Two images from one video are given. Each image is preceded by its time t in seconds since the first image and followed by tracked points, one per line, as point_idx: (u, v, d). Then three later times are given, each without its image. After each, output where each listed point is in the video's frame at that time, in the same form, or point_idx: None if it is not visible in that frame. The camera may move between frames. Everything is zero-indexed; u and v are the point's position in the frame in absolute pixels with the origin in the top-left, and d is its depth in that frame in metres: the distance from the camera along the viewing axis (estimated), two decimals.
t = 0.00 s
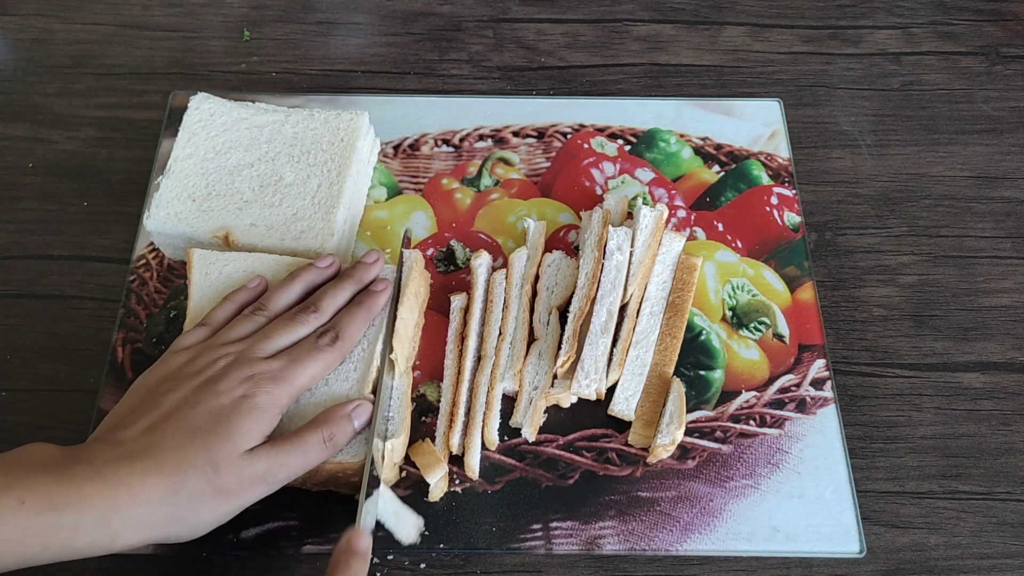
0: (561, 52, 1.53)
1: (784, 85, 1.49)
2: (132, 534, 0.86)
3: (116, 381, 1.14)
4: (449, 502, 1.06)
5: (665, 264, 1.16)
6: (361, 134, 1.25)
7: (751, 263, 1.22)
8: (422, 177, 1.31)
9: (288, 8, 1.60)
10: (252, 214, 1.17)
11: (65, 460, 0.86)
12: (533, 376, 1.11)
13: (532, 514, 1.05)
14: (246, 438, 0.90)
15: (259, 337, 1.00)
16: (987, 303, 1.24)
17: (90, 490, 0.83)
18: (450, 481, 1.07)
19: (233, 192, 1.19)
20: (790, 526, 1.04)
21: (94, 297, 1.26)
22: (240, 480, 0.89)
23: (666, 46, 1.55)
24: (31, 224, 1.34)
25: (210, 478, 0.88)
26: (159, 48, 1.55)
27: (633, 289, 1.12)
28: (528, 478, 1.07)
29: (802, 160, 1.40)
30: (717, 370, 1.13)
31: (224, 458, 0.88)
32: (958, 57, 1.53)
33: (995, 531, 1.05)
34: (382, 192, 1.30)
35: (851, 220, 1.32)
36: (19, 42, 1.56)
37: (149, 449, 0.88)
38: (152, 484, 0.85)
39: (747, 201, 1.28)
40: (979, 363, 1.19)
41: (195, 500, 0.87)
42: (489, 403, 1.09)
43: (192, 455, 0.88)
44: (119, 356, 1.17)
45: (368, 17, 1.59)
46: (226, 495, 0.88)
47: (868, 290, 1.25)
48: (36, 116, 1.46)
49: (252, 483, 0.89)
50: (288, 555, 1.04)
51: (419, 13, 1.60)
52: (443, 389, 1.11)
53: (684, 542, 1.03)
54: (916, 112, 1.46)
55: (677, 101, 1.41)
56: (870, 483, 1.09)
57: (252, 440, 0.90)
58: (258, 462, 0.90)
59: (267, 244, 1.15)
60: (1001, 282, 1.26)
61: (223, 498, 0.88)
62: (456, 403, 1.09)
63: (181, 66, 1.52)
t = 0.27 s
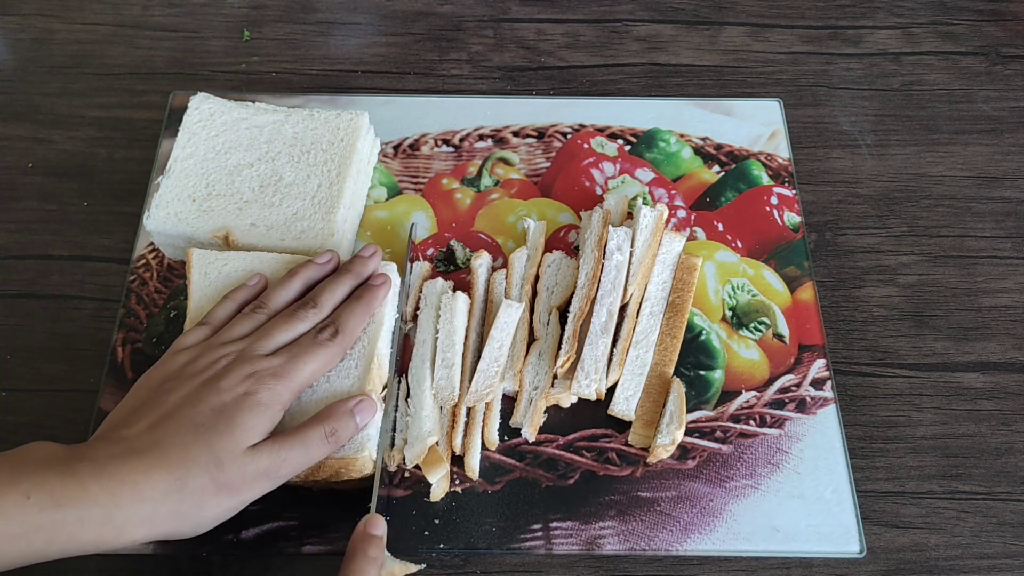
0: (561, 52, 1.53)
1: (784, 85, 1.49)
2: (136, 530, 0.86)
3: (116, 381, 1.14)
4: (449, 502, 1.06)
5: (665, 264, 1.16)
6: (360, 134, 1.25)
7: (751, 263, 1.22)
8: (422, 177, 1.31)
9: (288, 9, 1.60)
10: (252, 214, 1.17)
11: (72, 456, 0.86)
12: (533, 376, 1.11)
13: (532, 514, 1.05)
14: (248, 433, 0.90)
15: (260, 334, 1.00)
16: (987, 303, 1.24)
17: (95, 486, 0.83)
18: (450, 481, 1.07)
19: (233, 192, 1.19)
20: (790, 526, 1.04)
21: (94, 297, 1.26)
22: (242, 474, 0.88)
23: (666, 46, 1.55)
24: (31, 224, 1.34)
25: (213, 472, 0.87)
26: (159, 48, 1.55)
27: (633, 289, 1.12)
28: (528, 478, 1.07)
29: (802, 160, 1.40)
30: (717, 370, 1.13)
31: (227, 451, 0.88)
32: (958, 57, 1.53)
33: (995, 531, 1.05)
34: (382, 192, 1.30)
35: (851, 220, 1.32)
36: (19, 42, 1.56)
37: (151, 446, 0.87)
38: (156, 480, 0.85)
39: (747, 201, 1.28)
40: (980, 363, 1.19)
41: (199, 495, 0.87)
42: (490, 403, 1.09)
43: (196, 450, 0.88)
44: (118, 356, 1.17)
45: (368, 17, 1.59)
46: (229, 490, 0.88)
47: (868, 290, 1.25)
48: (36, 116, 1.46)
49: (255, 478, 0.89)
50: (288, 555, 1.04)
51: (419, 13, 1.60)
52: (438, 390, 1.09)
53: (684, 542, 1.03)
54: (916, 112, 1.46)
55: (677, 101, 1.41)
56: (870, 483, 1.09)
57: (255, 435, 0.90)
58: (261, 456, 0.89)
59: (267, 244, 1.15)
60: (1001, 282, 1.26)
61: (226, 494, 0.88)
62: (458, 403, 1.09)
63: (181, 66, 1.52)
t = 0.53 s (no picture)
0: (561, 52, 1.53)
1: (784, 85, 1.49)
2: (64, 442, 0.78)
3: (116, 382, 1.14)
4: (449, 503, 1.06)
5: (693, 263, 1.16)
6: (361, 134, 1.25)
7: (751, 263, 1.22)
8: (422, 177, 1.31)
9: (288, 8, 1.60)
10: (254, 214, 1.17)
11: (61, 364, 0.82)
12: (551, 362, 1.12)
13: (532, 514, 1.05)
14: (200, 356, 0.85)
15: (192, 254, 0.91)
16: (987, 303, 1.24)
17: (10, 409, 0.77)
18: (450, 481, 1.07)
19: (234, 192, 1.19)
20: (790, 526, 1.04)
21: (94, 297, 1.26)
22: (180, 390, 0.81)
23: (666, 46, 1.55)
24: (31, 224, 1.34)
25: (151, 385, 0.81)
26: (159, 48, 1.55)
27: (657, 285, 1.12)
28: (529, 478, 1.07)
29: (803, 160, 1.40)
30: (717, 370, 1.13)
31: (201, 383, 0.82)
32: (958, 57, 1.53)
33: (995, 531, 1.05)
34: (382, 192, 1.30)
35: (851, 220, 1.32)
36: (19, 42, 1.56)
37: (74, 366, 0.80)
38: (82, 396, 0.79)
39: (747, 201, 1.28)
40: (980, 363, 1.19)
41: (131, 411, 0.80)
42: (501, 394, 1.10)
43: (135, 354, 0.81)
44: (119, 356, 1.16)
45: (368, 17, 1.59)
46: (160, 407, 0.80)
47: (868, 290, 1.25)
48: (36, 116, 1.46)
49: (194, 396, 0.82)
50: (288, 556, 1.03)
51: (419, 13, 1.60)
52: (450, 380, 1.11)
53: (684, 542, 1.03)
54: (916, 112, 1.46)
55: (677, 101, 1.41)
56: (870, 483, 1.09)
57: (188, 349, 0.84)
58: (203, 376, 0.82)
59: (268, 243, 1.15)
60: (1001, 282, 1.26)
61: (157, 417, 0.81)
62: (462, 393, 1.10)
63: (181, 66, 1.52)
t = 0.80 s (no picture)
0: (561, 52, 1.53)
1: (784, 85, 1.49)
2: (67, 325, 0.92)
3: (116, 381, 1.15)
4: (449, 503, 1.06)
5: (693, 263, 1.16)
6: (361, 134, 1.25)
7: (751, 263, 1.22)
8: (422, 177, 1.31)
9: (288, 8, 1.60)
10: (253, 214, 1.17)
11: None
12: (550, 360, 1.12)
13: (532, 515, 1.05)
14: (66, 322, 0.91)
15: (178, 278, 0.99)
16: (987, 303, 1.24)
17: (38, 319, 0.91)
18: (450, 481, 1.07)
19: (234, 192, 1.19)
20: (790, 526, 1.04)
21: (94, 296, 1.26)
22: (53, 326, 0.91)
23: (665, 46, 1.55)
24: (31, 224, 1.34)
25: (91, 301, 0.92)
26: (159, 48, 1.55)
27: (657, 285, 1.12)
28: (528, 478, 1.07)
29: (803, 160, 1.40)
30: (717, 370, 1.13)
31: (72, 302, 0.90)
32: (958, 57, 1.53)
33: (995, 531, 1.05)
34: (382, 192, 1.30)
35: (851, 220, 1.32)
36: (19, 42, 1.56)
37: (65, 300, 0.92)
38: None
39: (747, 201, 1.28)
40: (979, 363, 1.19)
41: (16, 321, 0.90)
42: (501, 394, 1.10)
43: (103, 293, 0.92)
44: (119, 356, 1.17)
45: (368, 17, 1.59)
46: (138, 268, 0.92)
47: (869, 290, 1.25)
48: (36, 116, 1.46)
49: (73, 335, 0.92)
50: (289, 555, 1.04)
51: (419, 13, 1.60)
52: (449, 382, 1.12)
53: (684, 542, 1.03)
54: (916, 112, 1.46)
55: (677, 101, 1.41)
56: (870, 483, 1.09)
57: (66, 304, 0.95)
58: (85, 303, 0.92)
59: (267, 243, 1.15)
60: (1001, 282, 1.26)
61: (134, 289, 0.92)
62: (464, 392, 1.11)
63: (181, 66, 1.52)
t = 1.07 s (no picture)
0: (561, 52, 1.53)
1: (784, 85, 1.49)
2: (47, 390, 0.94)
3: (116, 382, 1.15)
4: (449, 503, 1.06)
5: (693, 263, 1.16)
6: (361, 135, 1.24)
7: (751, 263, 1.22)
8: (422, 177, 1.31)
9: (288, 9, 1.60)
10: (253, 215, 1.17)
11: None
12: (551, 360, 1.12)
13: (532, 515, 1.05)
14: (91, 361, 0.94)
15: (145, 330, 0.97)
16: (987, 303, 1.24)
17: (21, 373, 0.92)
18: (450, 481, 1.07)
19: (234, 192, 1.20)
20: (791, 526, 1.04)
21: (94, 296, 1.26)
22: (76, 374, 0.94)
23: (665, 46, 1.55)
24: (31, 224, 1.34)
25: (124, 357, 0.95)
26: (159, 48, 1.55)
27: (657, 285, 1.12)
28: (528, 478, 1.07)
29: (803, 160, 1.40)
30: (717, 370, 1.13)
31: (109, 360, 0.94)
32: (958, 57, 1.53)
33: (995, 531, 1.05)
34: (382, 192, 1.30)
35: (851, 220, 1.32)
36: (19, 42, 1.56)
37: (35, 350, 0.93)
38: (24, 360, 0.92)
39: (747, 201, 1.28)
40: (980, 362, 1.19)
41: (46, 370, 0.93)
42: (501, 394, 1.10)
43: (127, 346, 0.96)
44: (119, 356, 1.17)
45: (367, 17, 1.59)
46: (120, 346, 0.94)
47: (868, 290, 1.25)
48: (36, 116, 1.46)
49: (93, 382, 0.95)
50: (289, 555, 1.04)
51: (419, 13, 1.60)
52: (449, 382, 1.12)
53: (684, 542, 1.03)
54: (916, 112, 1.46)
55: (677, 101, 1.41)
56: (870, 483, 1.09)
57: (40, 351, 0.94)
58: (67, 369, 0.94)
59: (267, 244, 1.15)
60: (1001, 282, 1.26)
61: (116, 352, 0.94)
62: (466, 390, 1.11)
63: (181, 66, 1.52)
